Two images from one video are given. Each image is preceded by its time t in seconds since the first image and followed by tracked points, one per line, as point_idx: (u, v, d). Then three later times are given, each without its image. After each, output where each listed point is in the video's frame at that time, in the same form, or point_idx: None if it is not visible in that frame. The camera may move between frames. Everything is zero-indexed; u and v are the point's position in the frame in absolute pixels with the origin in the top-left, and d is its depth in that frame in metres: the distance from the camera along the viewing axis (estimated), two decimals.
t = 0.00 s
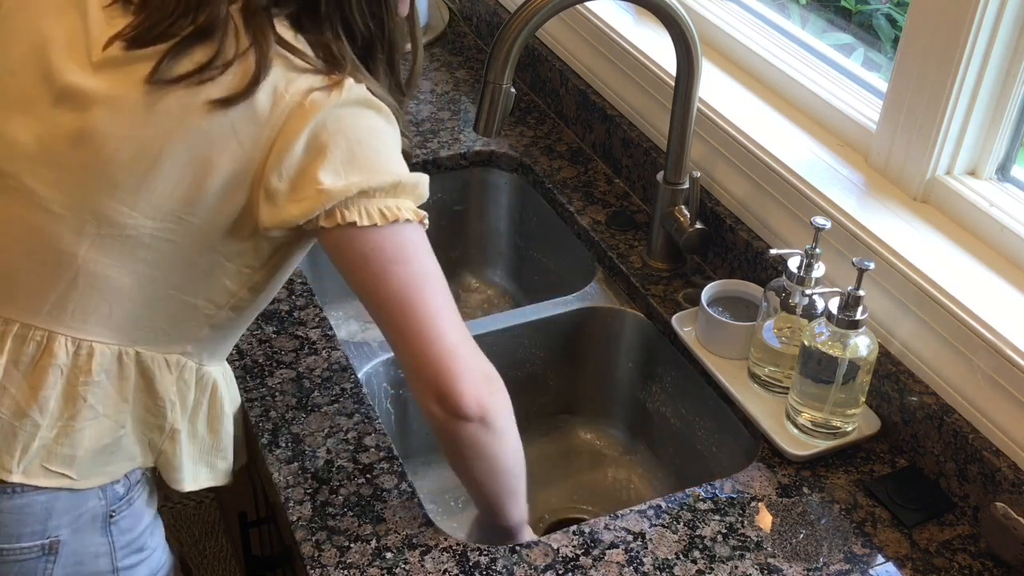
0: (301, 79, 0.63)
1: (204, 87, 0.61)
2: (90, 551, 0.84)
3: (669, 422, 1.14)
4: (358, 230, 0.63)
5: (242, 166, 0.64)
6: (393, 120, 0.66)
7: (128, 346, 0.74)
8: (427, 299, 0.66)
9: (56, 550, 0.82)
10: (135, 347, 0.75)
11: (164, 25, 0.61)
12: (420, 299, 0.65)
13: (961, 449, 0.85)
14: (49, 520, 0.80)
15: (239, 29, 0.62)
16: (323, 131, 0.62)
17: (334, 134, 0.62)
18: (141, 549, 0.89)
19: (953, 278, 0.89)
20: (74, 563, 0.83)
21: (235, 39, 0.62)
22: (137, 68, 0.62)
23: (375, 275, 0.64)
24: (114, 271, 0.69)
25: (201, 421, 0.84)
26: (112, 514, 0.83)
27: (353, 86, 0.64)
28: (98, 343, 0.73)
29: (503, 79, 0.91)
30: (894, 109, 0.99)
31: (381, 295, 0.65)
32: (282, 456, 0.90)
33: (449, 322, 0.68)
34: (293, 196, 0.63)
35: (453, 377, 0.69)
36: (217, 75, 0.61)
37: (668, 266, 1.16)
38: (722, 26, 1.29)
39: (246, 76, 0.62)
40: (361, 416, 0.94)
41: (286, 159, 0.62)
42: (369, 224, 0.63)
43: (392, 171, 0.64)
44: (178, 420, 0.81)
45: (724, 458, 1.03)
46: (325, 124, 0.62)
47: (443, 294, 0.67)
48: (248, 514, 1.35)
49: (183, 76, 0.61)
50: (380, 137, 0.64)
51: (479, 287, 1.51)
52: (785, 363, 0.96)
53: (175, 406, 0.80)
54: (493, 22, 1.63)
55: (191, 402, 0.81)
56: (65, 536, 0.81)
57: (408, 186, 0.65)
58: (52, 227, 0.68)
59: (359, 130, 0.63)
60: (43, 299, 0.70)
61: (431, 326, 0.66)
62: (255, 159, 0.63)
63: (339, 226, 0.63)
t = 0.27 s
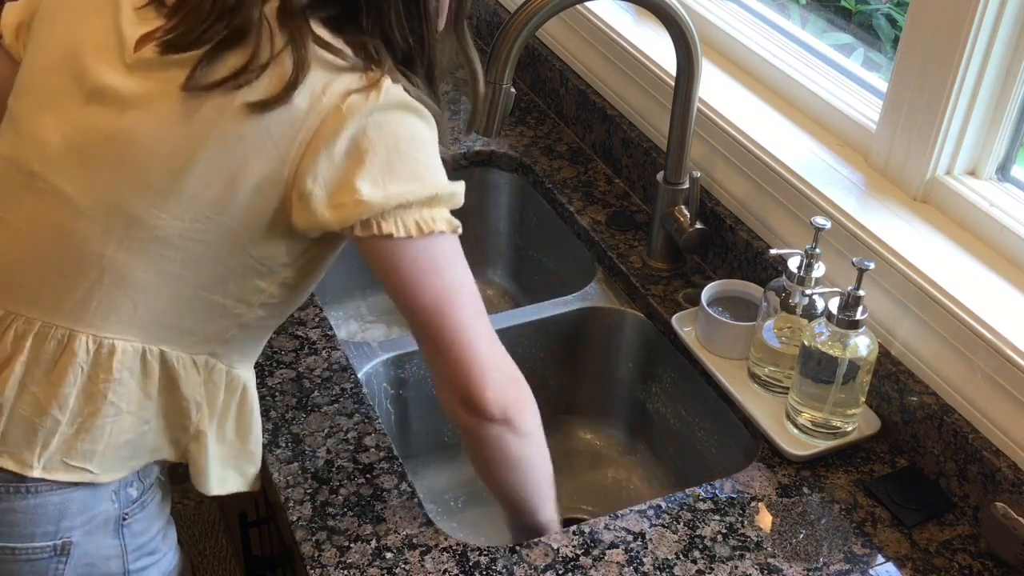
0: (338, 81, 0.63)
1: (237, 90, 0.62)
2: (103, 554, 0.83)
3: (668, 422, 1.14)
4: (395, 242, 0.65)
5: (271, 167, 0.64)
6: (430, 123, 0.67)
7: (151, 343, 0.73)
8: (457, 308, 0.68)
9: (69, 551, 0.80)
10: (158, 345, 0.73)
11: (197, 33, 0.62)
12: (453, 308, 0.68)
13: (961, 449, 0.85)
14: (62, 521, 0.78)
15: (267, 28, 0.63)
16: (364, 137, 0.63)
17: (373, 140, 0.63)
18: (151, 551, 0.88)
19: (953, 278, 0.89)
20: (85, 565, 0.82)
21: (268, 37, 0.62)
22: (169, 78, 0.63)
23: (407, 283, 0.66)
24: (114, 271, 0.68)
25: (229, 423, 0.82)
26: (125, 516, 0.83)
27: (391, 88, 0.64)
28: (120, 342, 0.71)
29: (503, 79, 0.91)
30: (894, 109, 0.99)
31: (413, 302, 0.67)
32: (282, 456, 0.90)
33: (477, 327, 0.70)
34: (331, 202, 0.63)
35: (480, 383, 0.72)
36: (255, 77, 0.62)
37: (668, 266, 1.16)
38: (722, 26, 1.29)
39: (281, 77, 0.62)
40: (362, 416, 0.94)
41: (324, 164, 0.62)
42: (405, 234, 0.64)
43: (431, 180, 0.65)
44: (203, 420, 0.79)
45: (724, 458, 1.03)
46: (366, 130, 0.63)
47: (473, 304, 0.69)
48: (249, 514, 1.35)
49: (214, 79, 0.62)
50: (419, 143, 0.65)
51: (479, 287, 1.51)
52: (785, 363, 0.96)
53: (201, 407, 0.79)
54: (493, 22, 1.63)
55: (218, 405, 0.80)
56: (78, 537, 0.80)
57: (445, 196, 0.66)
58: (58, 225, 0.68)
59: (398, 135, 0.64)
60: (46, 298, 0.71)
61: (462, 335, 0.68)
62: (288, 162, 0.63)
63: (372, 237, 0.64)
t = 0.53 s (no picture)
0: (330, 82, 0.63)
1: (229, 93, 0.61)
2: (83, 546, 0.82)
3: (669, 422, 1.14)
4: (403, 241, 0.66)
5: (267, 166, 0.63)
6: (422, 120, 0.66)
7: (140, 339, 0.73)
8: (464, 308, 0.69)
9: (49, 542, 0.80)
10: (147, 341, 0.74)
11: (189, 36, 0.62)
12: (460, 310, 0.69)
13: (961, 449, 0.85)
14: (41, 512, 0.78)
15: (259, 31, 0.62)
16: (361, 139, 0.62)
17: (373, 144, 0.63)
18: (135, 545, 0.88)
19: (953, 278, 0.89)
20: (65, 557, 0.82)
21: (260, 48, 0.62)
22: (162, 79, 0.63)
23: (418, 284, 0.67)
24: (114, 270, 0.68)
25: (218, 419, 0.83)
26: (107, 509, 0.82)
27: (384, 89, 0.63)
28: (104, 336, 0.72)
29: (503, 79, 0.91)
30: (894, 109, 0.99)
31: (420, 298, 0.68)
32: (282, 456, 0.90)
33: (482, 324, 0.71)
34: (329, 203, 0.63)
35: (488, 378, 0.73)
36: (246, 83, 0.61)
37: (669, 266, 1.16)
38: (722, 26, 1.29)
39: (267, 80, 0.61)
40: (362, 415, 0.94)
41: (322, 166, 0.63)
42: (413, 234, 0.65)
43: (429, 179, 0.65)
44: (199, 421, 0.81)
45: (725, 458, 1.03)
46: (365, 131, 0.62)
47: (477, 302, 0.70)
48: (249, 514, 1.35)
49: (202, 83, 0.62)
50: (415, 142, 0.65)
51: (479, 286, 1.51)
52: (785, 363, 0.96)
53: (193, 401, 0.80)
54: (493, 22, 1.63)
55: (209, 402, 0.81)
56: (57, 529, 0.80)
57: (445, 196, 0.67)
58: (57, 224, 0.68)
59: (396, 136, 0.64)
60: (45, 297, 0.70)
61: (469, 332, 0.70)
62: (288, 176, 0.63)
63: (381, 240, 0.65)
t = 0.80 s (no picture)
0: (316, 93, 0.62)
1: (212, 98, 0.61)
2: (73, 547, 0.82)
3: (668, 422, 1.14)
4: (388, 255, 0.65)
5: (249, 171, 0.63)
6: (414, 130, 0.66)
7: (126, 347, 0.74)
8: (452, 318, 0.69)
9: (38, 544, 0.79)
10: (134, 347, 0.74)
11: (178, 39, 0.62)
12: (455, 322, 0.69)
13: (961, 449, 0.85)
14: (31, 513, 0.78)
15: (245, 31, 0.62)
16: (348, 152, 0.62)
17: (355, 156, 0.62)
18: (125, 548, 0.87)
19: (953, 278, 0.89)
20: (55, 559, 0.81)
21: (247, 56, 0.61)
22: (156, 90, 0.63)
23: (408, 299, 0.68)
24: (115, 270, 0.68)
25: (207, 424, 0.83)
26: (98, 510, 0.82)
27: (371, 100, 0.62)
28: (92, 343, 0.72)
29: (503, 79, 0.91)
30: (894, 109, 0.99)
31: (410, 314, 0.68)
32: (282, 456, 0.90)
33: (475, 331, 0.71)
34: (315, 215, 0.63)
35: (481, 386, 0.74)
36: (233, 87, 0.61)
37: (669, 266, 1.16)
38: (722, 26, 1.29)
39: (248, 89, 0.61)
40: (362, 416, 0.94)
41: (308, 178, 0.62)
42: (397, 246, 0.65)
43: (415, 192, 0.64)
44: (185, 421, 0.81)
45: (724, 458, 1.03)
46: (352, 143, 0.62)
47: (467, 312, 0.70)
48: (249, 514, 1.35)
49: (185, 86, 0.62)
50: (406, 156, 0.64)
51: (479, 286, 1.51)
52: (785, 363, 0.96)
53: (180, 408, 0.80)
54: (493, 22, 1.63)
55: (197, 406, 0.81)
56: (47, 530, 0.79)
57: (436, 211, 0.66)
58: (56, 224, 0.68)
59: (384, 149, 0.63)
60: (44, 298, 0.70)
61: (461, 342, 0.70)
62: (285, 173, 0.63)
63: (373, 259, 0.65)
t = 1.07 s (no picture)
0: (200, 32, 0.58)
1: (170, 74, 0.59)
2: (45, 538, 0.82)
3: (669, 422, 1.14)
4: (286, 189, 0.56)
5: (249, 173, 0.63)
6: (314, 62, 0.58)
7: (76, 325, 0.73)
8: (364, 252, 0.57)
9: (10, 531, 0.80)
10: (84, 324, 0.73)
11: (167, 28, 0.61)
12: (371, 270, 0.58)
13: (961, 449, 0.85)
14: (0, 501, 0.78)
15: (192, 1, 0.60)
16: (228, 86, 0.56)
17: (239, 92, 0.55)
18: (103, 540, 0.87)
19: (953, 278, 0.89)
20: (26, 547, 0.82)
21: (165, 14, 0.58)
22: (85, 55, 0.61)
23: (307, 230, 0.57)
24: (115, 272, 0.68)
25: (183, 392, 0.82)
26: (70, 503, 0.82)
27: (252, 31, 0.57)
28: (43, 324, 0.73)
29: (503, 79, 0.91)
30: (894, 109, 0.99)
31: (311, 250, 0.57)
32: (282, 456, 0.90)
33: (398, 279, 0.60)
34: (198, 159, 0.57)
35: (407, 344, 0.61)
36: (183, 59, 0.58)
37: (668, 266, 1.16)
38: (722, 26, 1.29)
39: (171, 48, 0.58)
40: (362, 416, 0.94)
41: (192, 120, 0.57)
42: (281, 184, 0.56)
43: (299, 123, 0.56)
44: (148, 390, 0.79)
45: (724, 458, 1.03)
46: (228, 77, 0.56)
47: (386, 254, 0.59)
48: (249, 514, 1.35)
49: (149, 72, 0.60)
50: (294, 87, 0.56)
51: (479, 286, 1.51)
52: (785, 363, 0.96)
53: (144, 380, 0.78)
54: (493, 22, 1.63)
55: (169, 375, 0.79)
56: (16, 519, 0.80)
57: (327, 141, 0.57)
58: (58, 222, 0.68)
59: (268, 79, 0.56)
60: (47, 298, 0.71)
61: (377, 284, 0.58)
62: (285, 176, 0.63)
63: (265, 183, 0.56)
